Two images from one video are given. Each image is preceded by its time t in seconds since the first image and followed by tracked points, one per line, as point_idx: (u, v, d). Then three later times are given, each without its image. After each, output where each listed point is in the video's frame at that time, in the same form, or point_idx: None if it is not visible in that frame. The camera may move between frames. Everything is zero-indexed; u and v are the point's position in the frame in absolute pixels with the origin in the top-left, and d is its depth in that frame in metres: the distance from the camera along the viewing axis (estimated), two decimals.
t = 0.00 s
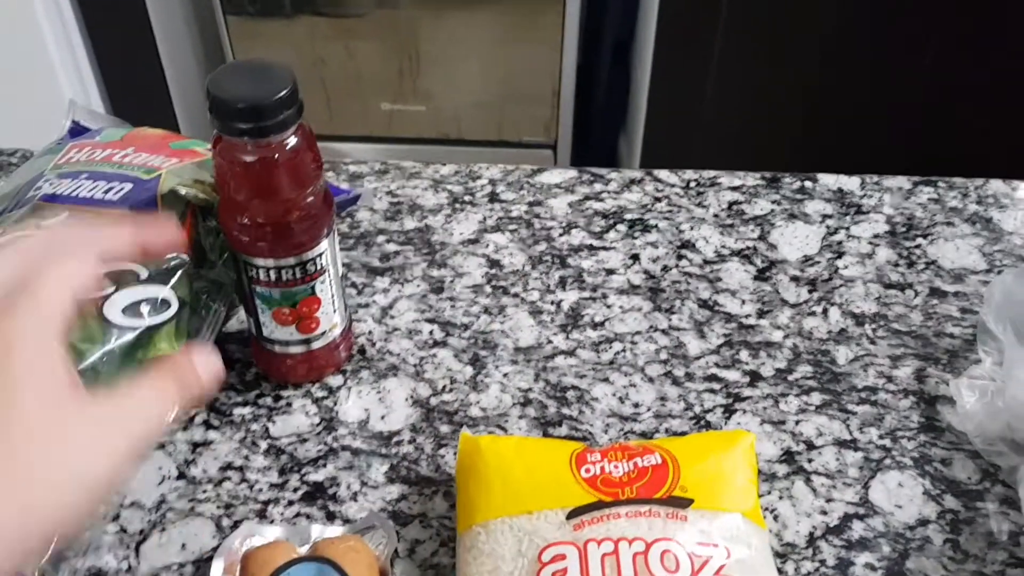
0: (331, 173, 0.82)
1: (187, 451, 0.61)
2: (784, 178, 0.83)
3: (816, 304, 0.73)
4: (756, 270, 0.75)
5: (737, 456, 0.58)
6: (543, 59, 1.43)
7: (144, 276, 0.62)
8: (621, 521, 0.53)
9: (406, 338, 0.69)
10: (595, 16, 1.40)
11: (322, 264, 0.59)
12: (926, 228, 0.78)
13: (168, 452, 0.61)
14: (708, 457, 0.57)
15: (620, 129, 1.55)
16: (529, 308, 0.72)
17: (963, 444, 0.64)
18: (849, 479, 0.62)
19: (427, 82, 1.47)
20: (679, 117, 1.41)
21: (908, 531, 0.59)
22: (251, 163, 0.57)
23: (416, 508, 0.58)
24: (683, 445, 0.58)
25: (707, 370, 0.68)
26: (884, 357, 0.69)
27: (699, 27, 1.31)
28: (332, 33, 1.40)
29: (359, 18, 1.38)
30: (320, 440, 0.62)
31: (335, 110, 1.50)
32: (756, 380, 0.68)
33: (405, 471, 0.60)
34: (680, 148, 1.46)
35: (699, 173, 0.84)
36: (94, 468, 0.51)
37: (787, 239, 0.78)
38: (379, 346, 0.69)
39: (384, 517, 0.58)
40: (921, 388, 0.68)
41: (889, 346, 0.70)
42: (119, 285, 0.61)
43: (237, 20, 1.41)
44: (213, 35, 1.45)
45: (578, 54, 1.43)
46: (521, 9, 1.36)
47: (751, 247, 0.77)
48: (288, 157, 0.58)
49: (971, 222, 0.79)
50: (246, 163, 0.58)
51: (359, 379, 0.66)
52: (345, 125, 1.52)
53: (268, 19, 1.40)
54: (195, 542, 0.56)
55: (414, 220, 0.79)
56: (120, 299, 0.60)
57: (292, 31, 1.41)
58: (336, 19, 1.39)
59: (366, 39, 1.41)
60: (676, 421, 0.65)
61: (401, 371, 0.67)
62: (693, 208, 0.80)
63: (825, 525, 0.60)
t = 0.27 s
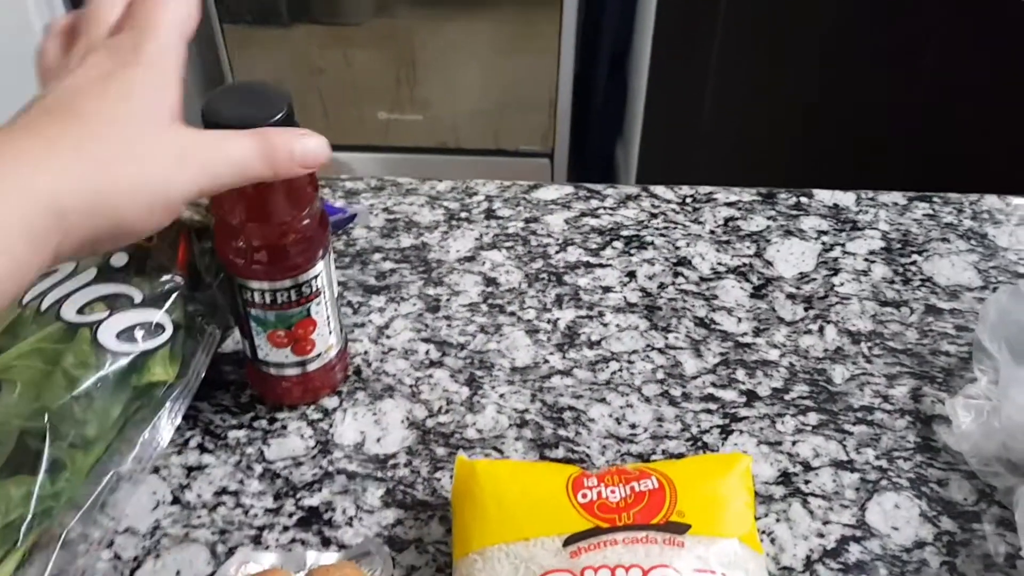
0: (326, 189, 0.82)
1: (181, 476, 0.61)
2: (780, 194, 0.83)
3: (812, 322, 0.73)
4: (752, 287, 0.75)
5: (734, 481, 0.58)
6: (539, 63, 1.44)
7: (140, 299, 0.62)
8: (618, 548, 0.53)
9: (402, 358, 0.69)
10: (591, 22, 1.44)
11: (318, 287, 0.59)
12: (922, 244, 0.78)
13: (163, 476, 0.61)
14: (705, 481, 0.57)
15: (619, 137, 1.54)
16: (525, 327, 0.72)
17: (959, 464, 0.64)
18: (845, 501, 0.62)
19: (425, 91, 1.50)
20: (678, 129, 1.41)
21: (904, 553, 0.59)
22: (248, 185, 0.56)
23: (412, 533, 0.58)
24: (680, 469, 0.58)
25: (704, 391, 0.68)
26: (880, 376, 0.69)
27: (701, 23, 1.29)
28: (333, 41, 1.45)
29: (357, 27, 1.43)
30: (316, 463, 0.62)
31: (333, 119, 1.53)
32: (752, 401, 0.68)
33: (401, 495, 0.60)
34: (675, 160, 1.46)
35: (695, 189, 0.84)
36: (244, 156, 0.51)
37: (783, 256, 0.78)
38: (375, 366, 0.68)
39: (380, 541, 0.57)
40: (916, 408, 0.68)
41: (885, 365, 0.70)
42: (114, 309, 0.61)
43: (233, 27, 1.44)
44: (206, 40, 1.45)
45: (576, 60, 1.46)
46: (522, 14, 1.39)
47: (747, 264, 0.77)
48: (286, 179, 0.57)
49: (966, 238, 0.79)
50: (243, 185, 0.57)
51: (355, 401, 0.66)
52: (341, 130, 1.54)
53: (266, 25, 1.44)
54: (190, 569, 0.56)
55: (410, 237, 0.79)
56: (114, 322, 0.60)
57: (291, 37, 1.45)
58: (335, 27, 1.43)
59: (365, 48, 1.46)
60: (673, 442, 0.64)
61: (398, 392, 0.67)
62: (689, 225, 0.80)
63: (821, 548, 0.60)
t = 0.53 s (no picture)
0: (316, 207, 0.81)
1: (171, 500, 0.60)
2: (773, 206, 0.83)
3: (807, 336, 0.72)
4: (747, 301, 0.75)
5: (730, 501, 0.57)
6: (529, 67, 1.45)
7: (127, 323, 0.61)
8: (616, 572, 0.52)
9: (394, 377, 0.68)
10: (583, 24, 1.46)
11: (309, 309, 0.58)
12: (916, 256, 0.78)
13: (153, 500, 0.60)
14: (701, 502, 0.56)
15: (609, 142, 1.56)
16: (518, 344, 0.71)
17: (957, 479, 0.64)
18: (844, 519, 0.61)
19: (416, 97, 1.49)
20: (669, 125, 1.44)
21: (904, 571, 0.59)
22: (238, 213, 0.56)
23: (406, 557, 0.57)
24: (676, 491, 0.57)
25: (699, 408, 0.67)
26: (877, 391, 0.69)
27: (698, 19, 1.32)
28: (321, 48, 1.43)
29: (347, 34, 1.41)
30: (307, 486, 0.61)
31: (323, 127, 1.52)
32: (749, 417, 0.67)
33: (395, 518, 0.59)
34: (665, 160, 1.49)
35: (689, 202, 0.83)
36: (310, 160, 0.53)
37: (778, 269, 0.77)
38: (367, 386, 0.68)
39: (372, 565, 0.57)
40: (913, 422, 0.67)
41: (881, 379, 0.70)
42: (100, 335, 0.60)
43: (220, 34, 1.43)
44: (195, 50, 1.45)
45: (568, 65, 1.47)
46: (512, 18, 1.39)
47: (741, 278, 0.76)
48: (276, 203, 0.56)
49: (961, 249, 0.78)
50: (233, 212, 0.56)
51: (347, 422, 0.65)
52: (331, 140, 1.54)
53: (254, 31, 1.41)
54: None
55: (402, 253, 0.78)
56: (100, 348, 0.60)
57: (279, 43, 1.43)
58: (323, 33, 1.41)
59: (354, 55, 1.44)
60: (669, 460, 0.64)
61: (390, 412, 0.66)
62: (683, 238, 0.80)
63: (820, 567, 0.59)
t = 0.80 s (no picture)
0: (313, 214, 0.81)
1: (170, 512, 0.59)
2: (773, 211, 0.82)
3: (809, 342, 0.72)
4: (749, 307, 0.74)
5: (736, 511, 0.56)
6: (523, 70, 1.44)
7: (124, 335, 0.60)
8: None
9: (393, 387, 0.68)
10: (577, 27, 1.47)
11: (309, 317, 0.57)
12: (917, 261, 0.77)
13: (152, 513, 0.59)
14: (705, 512, 0.56)
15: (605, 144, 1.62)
16: (519, 352, 0.70)
17: (962, 487, 0.63)
18: (848, 527, 0.61)
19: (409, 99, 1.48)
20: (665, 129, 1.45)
21: None
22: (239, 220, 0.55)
23: (408, 569, 0.57)
24: (682, 500, 0.57)
25: (702, 415, 0.67)
26: (880, 398, 0.68)
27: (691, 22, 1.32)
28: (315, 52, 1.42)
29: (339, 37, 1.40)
30: (307, 497, 0.60)
31: (316, 128, 1.52)
32: (752, 425, 0.66)
33: (396, 529, 0.59)
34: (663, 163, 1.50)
35: (688, 207, 0.83)
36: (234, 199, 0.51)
37: (779, 274, 0.77)
38: (366, 396, 0.67)
39: None
40: (917, 429, 0.67)
41: (884, 386, 0.69)
42: (96, 347, 0.59)
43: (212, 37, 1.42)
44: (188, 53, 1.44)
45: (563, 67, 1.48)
46: (505, 22, 1.38)
47: (742, 283, 0.76)
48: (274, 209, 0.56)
49: (962, 253, 0.78)
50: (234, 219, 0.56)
51: (346, 431, 0.64)
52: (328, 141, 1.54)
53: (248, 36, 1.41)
54: None
55: (400, 260, 0.77)
56: (96, 360, 0.58)
57: (272, 46, 1.42)
58: (316, 37, 1.40)
59: (346, 58, 1.43)
60: (672, 469, 0.63)
61: (390, 422, 0.65)
62: (683, 243, 0.79)
63: None
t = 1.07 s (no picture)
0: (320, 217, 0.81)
1: (181, 513, 0.59)
2: (777, 214, 0.83)
3: (816, 343, 0.72)
4: (755, 308, 0.74)
5: (748, 510, 0.56)
6: (519, 74, 1.45)
7: (138, 336, 0.60)
8: None
9: (402, 388, 0.67)
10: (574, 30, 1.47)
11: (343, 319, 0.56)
12: (922, 262, 0.78)
13: (163, 514, 0.59)
14: (718, 510, 0.56)
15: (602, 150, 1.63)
16: (527, 353, 0.70)
17: (971, 486, 0.63)
18: (859, 526, 0.61)
19: (404, 104, 1.48)
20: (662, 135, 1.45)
21: None
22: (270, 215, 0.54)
23: (420, 568, 0.56)
24: (694, 499, 0.56)
25: (710, 416, 0.67)
26: (888, 399, 0.69)
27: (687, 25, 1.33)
28: (309, 56, 1.42)
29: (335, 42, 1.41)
30: (318, 498, 0.60)
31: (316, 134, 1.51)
32: (760, 425, 0.66)
33: (408, 529, 0.58)
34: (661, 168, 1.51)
35: (693, 210, 0.83)
36: (248, 180, 0.50)
37: (784, 275, 0.77)
38: (376, 397, 0.67)
39: None
40: (925, 429, 0.67)
41: (892, 386, 0.69)
42: (110, 348, 0.59)
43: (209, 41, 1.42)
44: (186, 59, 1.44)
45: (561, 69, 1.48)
46: (500, 26, 1.39)
47: (748, 285, 0.76)
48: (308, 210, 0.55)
49: (966, 255, 0.78)
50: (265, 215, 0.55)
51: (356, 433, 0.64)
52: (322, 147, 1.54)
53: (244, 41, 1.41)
54: None
55: (406, 263, 0.77)
56: (110, 360, 0.58)
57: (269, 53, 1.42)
58: (313, 43, 1.41)
59: (343, 63, 1.43)
60: (682, 469, 0.63)
61: (399, 423, 0.65)
62: (688, 245, 0.79)
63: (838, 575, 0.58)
